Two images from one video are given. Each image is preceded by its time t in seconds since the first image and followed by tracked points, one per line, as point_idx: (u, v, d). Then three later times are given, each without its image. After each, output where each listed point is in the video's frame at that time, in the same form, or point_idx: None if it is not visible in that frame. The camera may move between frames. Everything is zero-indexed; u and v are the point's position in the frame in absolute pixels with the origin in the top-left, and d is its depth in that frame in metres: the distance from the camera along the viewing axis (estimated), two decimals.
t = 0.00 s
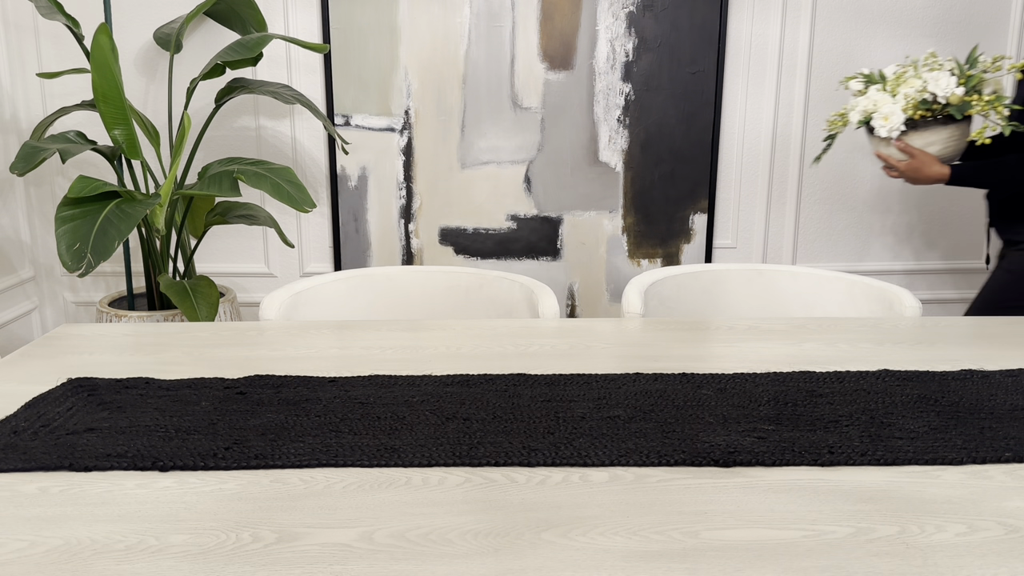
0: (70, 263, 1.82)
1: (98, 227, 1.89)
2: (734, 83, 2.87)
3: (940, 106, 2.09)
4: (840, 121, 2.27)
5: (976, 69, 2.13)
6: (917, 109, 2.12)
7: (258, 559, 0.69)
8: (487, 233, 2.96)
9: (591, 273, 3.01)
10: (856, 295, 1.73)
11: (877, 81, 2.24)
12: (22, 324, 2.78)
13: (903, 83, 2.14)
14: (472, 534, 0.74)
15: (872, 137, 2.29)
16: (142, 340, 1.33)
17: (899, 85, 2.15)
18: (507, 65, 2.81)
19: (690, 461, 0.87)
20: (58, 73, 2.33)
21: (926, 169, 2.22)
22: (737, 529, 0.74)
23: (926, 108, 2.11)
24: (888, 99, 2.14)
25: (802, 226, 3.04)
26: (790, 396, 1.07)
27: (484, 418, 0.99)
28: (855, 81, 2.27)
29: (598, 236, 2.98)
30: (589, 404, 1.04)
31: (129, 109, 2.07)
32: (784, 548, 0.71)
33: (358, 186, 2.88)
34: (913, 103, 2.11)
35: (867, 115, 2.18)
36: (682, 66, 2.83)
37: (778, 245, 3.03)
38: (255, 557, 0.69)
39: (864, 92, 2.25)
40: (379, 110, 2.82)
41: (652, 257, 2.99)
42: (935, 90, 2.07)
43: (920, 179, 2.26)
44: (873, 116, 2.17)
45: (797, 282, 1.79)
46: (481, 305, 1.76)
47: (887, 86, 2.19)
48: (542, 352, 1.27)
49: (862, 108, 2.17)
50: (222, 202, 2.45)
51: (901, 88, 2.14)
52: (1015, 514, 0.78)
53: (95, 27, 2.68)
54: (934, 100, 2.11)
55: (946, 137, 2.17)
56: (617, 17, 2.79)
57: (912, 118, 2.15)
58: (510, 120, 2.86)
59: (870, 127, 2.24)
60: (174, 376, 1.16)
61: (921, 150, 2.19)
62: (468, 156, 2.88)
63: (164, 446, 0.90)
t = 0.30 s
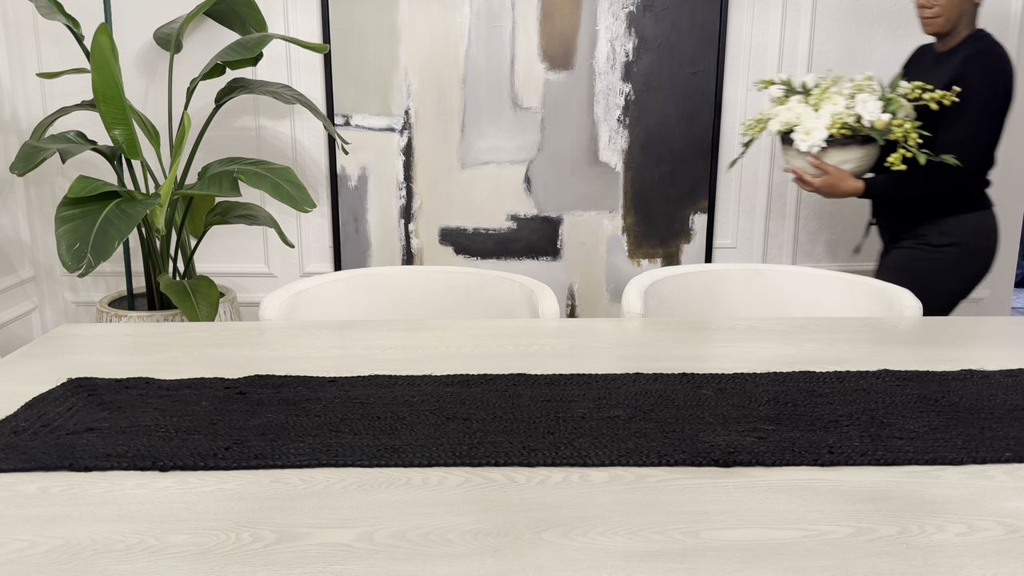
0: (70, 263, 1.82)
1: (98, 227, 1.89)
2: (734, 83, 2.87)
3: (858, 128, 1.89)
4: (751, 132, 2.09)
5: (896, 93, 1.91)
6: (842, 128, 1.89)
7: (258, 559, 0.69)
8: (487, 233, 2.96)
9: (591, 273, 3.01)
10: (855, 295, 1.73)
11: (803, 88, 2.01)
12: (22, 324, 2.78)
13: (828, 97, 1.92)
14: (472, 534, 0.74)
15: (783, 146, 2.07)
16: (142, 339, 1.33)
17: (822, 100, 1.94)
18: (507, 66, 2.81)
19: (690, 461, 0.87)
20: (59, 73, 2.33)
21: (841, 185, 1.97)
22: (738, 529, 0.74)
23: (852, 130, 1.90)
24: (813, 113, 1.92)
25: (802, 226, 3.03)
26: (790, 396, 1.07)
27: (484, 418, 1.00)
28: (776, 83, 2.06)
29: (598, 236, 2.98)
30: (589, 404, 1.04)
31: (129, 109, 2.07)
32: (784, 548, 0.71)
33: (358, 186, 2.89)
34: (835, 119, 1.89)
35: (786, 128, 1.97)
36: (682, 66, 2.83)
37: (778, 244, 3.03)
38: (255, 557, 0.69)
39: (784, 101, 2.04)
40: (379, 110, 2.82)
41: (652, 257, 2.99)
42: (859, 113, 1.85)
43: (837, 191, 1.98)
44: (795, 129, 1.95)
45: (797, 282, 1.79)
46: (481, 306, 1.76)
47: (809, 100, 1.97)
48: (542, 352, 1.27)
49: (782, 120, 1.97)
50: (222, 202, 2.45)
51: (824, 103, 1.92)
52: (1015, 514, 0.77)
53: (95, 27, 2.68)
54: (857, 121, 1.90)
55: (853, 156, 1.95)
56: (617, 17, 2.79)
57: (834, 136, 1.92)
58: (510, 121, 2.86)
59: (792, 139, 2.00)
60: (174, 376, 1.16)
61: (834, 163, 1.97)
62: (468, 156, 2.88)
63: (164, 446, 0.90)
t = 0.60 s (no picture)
0: (70, 263, 1.82)
1: (98, 227, 1.89)
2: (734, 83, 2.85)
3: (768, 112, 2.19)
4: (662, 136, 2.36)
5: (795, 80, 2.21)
6: (747, 114, 2.19)
7: (258, 559, 0.69)
8: (487, 233, 2.96)
9: (591, 273, 3.01)
10: (855, 295, 1.73)
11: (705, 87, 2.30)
12: (22, 324, 2.78)
13: (729, 91, 2.22)
14: (472, 534, 0.74)
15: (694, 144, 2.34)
16: (142, 339, 1.33)
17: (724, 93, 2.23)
18: (507, 66, 2.81)
19: (690, 461, 0.87)
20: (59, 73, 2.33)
21: (754, 173, 2.23)
22: (738, 529, 0.74)
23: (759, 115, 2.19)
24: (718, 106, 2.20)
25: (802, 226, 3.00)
26: (790, 396, 1.06)
27: (484, 417, 1.00)
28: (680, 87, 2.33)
29: (598, 236, 2.98)
30: (589, 404, 1.04)
31: (129, 109, 2.07)
32: (784, 548, 0.71)
33: (358, 186, 2.89)
34: (740, 107, 2.18)
35: (696, 124, 2.24)
36: (682, 66, 2.82)
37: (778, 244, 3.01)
38: (255, 557, 0.69)
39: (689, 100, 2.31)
40: (379, 110, 2.82)
41: (652, 258, 2.99)
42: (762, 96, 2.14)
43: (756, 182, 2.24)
44: (704, 122, 2.22)
45: (797, 282, 1.79)
46: (481, 306, 1.76)
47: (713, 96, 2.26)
48: (541, 352, 1.27)
49: (692, 114, 2.23)
50: (222, 202, 2.45)
51: (728, 95, 2.20)
52: (1015, 514, 0.77)
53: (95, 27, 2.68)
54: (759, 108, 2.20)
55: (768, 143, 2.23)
56: (617, 18, 2.78)
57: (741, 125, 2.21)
58: (510, 121, 2.86)
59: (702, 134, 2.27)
60: (173, 376, 1.16)
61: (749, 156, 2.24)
62: (468, 156, 2.88)
63: (164, 446, 0.90)
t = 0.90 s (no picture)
0: (70, 263, 1.82)
1: (98, 227, 1.89)
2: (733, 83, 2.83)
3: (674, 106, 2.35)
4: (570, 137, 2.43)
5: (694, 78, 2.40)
6: (654, 109, 2.34)
7: (258, 559, 0.69)
8: (487, 233, 2.96)
9: (591, 273, 3.01)
10: (855, 295, 1.73)
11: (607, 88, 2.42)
12: (22, 324, 2.78)
13: (633, 89, 2.35)
14: (472, 534, 0.74)
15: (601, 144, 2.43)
16: (143, 339, 1.33)
17: (629, 91, 2.35)
18: (507, 66, 2.81)
19: (691, 461, 0.87)
20: (59, 73, 2.33)
21: (673, 163, 2.39)
22: (738, 529, 0.74)
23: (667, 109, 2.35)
24: (625, 102, 2.31)
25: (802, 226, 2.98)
26: (790, 396, 1.07)
27: (484, 417, 1.00)
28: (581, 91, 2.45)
29: (598, 236, 2.97)
30: (589, 404, 1.04)
31: (129, 109, 2.07)
32: (785, 548, 0.71)
33: (358, 186, 2.89)
34: (647, 103, 2.32)
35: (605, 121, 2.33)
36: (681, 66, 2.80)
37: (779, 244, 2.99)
38: (255, 557, 0.69)
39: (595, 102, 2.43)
40: (379, 110, 2.82)
41: (652, 258, 2.97)
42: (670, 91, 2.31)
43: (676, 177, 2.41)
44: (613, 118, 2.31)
45: (797, 282, 1.79)
46: (481, 306, 1.76)
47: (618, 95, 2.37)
48: (541, 352, 1.27)
49: (601, 112, 2.32)
50: (222, 202, 2.45)
51: (635, 93, 2.33)
52: (1015, 514, 0.77)
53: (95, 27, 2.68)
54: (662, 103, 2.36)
55: (676, 139, 2.41)
56: (617, 18, 2.78)
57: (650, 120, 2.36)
58: (510, 121, 2.85)
59: (611, 131, 2.38)
60: (174, 376, 1.16)
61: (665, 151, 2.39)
62: (468, 156, 2.88)
63: (164, 446, 0.90)
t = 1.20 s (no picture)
0: (70, 263, 1.82)
1: (98, 227, 1.89)
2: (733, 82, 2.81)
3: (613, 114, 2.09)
4: (500, 145, 2.14)
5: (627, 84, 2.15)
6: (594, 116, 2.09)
7: (258, 559, 0.69)
8: (487, 233, 2.95)
9: (591, 273, 2.99)
10: (855, 295, 1.73)
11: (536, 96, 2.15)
12: (22, 324, 2.78)
13: (569, 95, 2.09)
14: (472, 534, 0.74)
15: (531, 153, 2.15)
16: (143, 339, 1.33)
17: (564, 98, 2.09)
18: (508, 66, 2.81)
19: (690, 461, 0.87)
20: (59, 73, 2.33)
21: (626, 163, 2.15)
22: (738, 529, 0.74)
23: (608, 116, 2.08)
24: (562, 107, 2.06)
25: (802, 226, 2.98)
26: (790, 396, 1.06)
27: (484, 417, 1.00)
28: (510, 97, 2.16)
29: (598, 236, 2.96)
30: (589, 404, 1.04)
31: (129, 109, 2.07)
32: (785, 548, 0.71)
33: (358, 186, 2.89)
34: (586, 110, 2.07)
35: (541, 127, 2.07)
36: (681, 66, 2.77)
37: (779, 244, 2.98)
38: (255, 557, 0.69)
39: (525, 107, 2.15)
40: (379, 110, 2.82)
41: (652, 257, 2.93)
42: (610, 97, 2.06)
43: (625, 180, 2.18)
44: (550, 125, 2.06)
45: (797, 282, 1.79)
46: (481, 306, 1.75)
47: (552, 102, 2.11)
48: (541, 353, 1.27)
49: (535, 118, 2.06)
50: (222, 202, 2.45)
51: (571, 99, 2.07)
52: (1015, 514, 0.77)
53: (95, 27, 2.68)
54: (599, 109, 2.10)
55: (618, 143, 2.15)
56: (617, 18, 2.76)
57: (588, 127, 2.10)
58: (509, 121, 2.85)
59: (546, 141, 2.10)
60: (174, 376, 1.16)
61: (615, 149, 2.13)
62: (468, 156, 2.88)
63: (164, 446, 0.90)
